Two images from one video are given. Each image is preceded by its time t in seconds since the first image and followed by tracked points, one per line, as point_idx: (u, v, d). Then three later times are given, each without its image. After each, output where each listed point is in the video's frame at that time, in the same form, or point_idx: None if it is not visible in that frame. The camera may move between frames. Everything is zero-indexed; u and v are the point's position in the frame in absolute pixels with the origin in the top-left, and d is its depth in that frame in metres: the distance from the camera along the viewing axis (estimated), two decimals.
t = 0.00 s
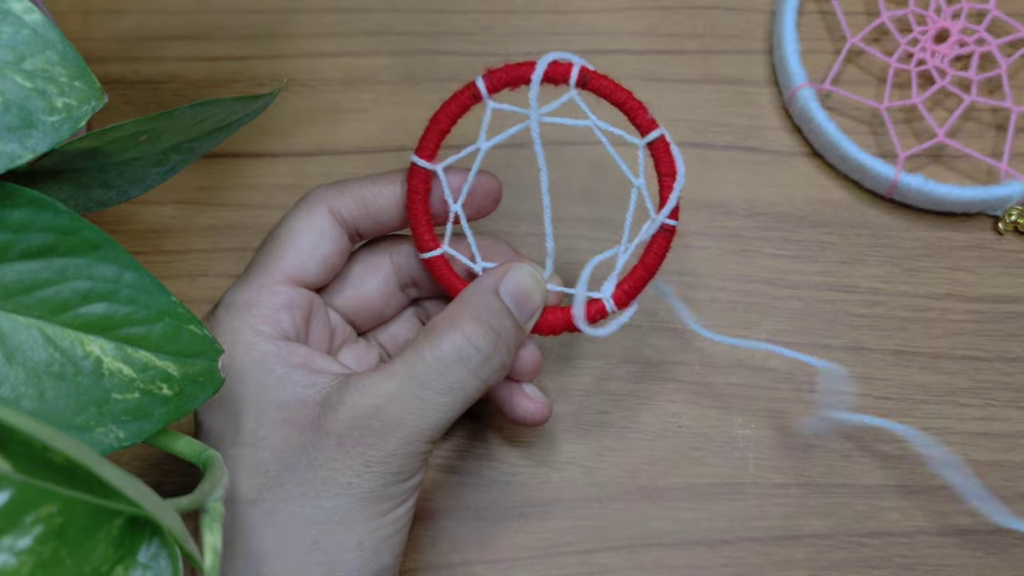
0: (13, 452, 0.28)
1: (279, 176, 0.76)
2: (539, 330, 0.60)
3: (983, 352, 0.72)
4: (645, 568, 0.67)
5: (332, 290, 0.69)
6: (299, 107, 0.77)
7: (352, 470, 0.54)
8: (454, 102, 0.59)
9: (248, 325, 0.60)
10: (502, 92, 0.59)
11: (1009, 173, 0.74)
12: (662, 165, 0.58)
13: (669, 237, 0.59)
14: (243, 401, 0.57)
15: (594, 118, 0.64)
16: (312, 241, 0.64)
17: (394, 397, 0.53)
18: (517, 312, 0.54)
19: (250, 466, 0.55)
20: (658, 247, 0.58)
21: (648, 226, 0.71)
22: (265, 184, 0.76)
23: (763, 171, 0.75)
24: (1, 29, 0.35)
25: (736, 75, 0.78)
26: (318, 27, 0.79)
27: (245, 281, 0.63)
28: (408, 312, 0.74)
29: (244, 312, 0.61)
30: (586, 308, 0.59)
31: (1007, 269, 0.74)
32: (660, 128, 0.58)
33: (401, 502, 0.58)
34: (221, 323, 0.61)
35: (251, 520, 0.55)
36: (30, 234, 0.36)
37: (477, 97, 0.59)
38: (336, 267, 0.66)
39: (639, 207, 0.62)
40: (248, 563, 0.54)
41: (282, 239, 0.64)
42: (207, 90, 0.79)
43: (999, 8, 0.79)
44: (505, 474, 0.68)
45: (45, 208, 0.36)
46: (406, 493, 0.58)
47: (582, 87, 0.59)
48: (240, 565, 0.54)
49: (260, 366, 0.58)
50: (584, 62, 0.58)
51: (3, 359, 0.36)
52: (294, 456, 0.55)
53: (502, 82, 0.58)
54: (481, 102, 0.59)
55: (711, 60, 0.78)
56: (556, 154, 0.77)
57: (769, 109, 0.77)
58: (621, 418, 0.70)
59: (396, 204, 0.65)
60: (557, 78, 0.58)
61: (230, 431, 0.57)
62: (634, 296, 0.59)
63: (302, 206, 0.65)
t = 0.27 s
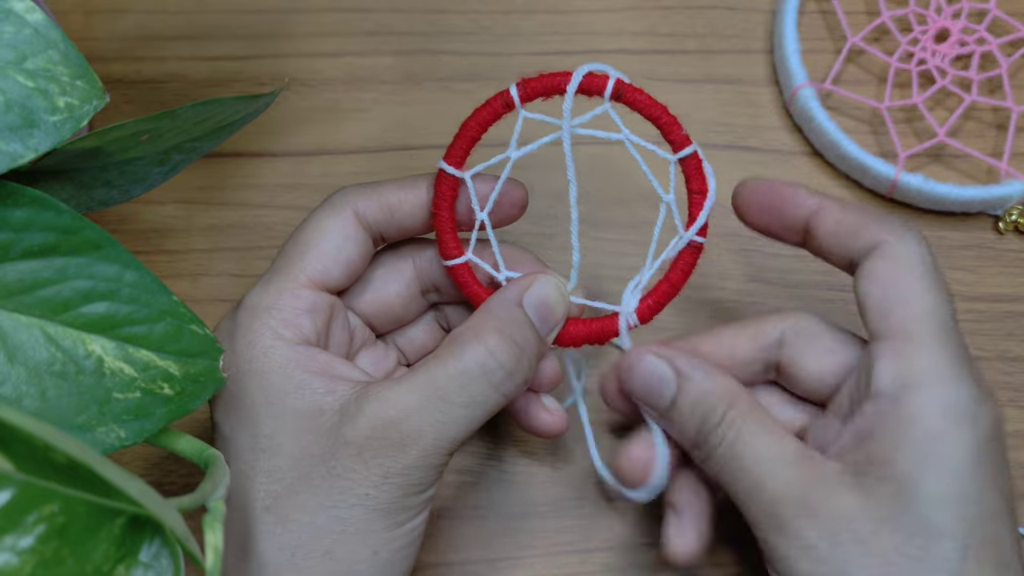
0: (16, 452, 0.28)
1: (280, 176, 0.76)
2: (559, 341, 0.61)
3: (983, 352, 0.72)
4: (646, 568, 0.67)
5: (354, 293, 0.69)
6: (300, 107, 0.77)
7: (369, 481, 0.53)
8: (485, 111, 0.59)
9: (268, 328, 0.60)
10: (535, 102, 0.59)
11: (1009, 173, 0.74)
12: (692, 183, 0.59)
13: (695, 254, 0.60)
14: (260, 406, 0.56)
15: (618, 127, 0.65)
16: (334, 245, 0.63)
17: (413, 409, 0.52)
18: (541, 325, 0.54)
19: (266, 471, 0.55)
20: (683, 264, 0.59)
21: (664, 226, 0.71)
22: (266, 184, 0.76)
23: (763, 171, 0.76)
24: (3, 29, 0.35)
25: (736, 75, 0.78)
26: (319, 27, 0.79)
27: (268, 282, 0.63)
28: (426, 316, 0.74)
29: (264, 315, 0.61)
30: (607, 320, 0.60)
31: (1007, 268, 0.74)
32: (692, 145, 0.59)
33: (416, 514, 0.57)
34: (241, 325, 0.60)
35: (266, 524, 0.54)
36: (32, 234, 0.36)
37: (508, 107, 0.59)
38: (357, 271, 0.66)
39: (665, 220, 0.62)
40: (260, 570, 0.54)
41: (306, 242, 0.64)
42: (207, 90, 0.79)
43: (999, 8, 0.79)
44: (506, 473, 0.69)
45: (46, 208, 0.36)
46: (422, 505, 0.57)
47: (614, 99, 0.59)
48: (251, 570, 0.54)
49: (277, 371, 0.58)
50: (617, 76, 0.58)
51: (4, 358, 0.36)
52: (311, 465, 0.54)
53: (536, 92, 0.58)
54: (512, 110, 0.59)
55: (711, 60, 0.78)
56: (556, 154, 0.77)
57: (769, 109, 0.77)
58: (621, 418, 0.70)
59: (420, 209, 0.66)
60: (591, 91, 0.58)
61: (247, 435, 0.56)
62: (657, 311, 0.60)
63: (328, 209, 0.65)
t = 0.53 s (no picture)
0: (14, 450, 0.28)
1: (280, 176, 0.76)
2: (565, 341, 0.61)
3: (982, 352, 0.72)
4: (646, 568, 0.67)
5: (360, 291, 0.69)
6: (300, 106, 0.77)
7: (377, 480, 0.53)
8: (493, 111, 0.59)
9: (275, 326, 0.59)
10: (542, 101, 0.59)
11: (1009, 173, 0.74)
12: (696, 183, 0.59)
13: (701, 254, 0.59)
14: (268, 403, 0.56)
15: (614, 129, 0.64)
16: (342, 243, 0.63)
17: (421, 408, 0.52)
18: (549, 324, 0.54)
19: (274, 469, 0.55)
20: (691, 264, 0.58)
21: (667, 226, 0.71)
22: (266, 184, 0.76)
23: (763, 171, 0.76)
24: (3, 28, 0.35)
25: (737, 75, 0.78)
26: (319, 27, 0.79)
27: (274, 280, 0.62)
28: (431, 314, 0.74)
29: (271, 313, 0.60)
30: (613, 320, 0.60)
31: (1007, 268, 0.74)
32: (699, 146, 0.59)
33: (423, 512, 0.58)
34: (247, 323, 0.60)
35: (273, 522, 0.54)
36: (32, 234, 0.36)
37: (515, 106, 0.59)
38: (364, 269, 0.65)
39: (670, 220, 0.62)
40: (269, 566, 0.54)
41: (312, 239, 0.63)
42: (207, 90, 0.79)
43: (999, 8, 0.79)
44: (506, 473, 0.69)
45: (45, 208, 0.36)
46: (429, 502, 0.57)
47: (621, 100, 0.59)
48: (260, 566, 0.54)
49: (285, 368, 0.57)
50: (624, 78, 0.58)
51: (4, 358, 0.36)
52: (319, 463, 0.54)
53: (543, 92, 0.58)
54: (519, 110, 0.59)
55: (711, 60, 0.78)
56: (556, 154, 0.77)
57: (769, 109, 0.77)
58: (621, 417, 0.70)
59: (428, 207, 0.65)
60: (597, 91, 0.58)
61: (254, 433, 0.56)
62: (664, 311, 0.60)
63: (334, 206, 0.64)
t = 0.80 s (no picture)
0: (13, 451, 0.28)
1: (280, 176, 0.76)
2: (566, 337, 0.61)
3: (983, 353, 0.72)
4: (645, 568, 0.67)
5: (360, 289, 0.69)
6: (299, 107, 0.77)
7: (379, 476, 0.53)
8: (493, 108, 0.59)
9: (277, 324, 0.59)
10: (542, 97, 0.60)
11: (1009, 173, 0.74)
12: (696, 178, 0.59)
13: (701, 250, 0.60)
14: (270, 401, 0.56)
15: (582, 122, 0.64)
16: (343, 240, 0.63)
17: (422, 403, 0.52)
18: (548, 320, 0.55)
19: (276, 467, 0.54)
20: (689, 261, 0.59)
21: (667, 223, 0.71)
22: (266, 184, 0.76)
23: (764, 171, 0.75)
24: (1, 29, 0.35)
25: (737, 75, 0.78)
26: (319, 27, 0.79)
27: (275, 278, 0.62)
28: (431, 312, 0.74)
29: (273, 310, 0.60)
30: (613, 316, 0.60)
31: (1007, 269, 0.73)
32: (698, 142, 0.60)
33: (425, 510, 0.57)
34: (249, 321, 0.60)
35: (275, 520, 0.54)
36: (30, 234, 0.36)
37: (515, 103, 0.59)
38: (365, 267, 0.65)
39: (669, 217, 0.63)
40: (270, 566, 0.53)
41: (312, 237, 0.63)
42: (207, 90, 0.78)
43: (1000, 8, 0.79)
44: (506, 474, 0.68)
45: (44, 208, 0.36)
46: (432, 499, 0.57)
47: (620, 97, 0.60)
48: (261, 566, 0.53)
49: (286, 366, 0.57)
50: (623, 74, 0.59)
51: (3, 359, 0.36)
52: (320, 460, 0.54)
53: (543, 88, 0.58)
54: (519, 107, 0.60)
55: (711, 60, 0.78)
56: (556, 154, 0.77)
57: (769, 109, 0.77)
58: (621, 418, 0.70)
59: (428, 204, 0.65)
60: (596, 87, 0.58)
61: (256, 431, 0.56)
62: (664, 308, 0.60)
63: (334, 204, 0.64)
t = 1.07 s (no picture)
0: (15, 450, 0.28)
1: (280, 176, 0.76)
2: (581, 351, 0.61)
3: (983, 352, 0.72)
4: (646, 568, 0.67)
5: (376, 295, 0.69)
6: (300, 107, 0.78)
7: (387, 480, 0.53)
8: (518, 121, 0.59)
9: (291, 325, 0.59)
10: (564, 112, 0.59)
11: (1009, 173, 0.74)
12: (720, 200, 0.60)
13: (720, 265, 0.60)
14: (281, 400, 0.56)
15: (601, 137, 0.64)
16: (361, 246, 0.63)
17: (435, 409, 0.52)
18: (563, 333, 0.54)
19: (284, 466, 0.54)
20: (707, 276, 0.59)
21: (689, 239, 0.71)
22: (266, 184, 0.76)
23: (764, 171, 0.76)
24: (3, 29, 0.35)
25: (737, 75, 0.78)
26: (319, 27, 0.79)
27: (292, 279, 0.62)
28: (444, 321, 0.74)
29: (288, 312, 0.60)
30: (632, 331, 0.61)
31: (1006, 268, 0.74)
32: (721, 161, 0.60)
33: (431, 517, 0.57)
34: (264, 321, 0.60)
35: (281, 519, 0.53)
36: (32, 234, 0.36)
37: (539, 117, 0.59)
38: (382, 274, 0.65)
39: (690, 235, 0.63)
40: (274, 565, 0.53)
41: (331, 241, 0.63)
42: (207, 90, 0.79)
43: (999, 8, 0.80)
44: (506, 473, 0.69)
45: (46, 208, 0.36)
46: (438, 506, 0.57)
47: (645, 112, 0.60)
48: (265, 564, 0.53)
49: (299, 367, 0.57)
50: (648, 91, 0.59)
51: (4, 358, 0.36)
52: (330, 462, 0.54)
53: (566, 103, 0.58)
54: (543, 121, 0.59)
55: (711, 60, 0.78)
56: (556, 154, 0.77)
57: (769, 109, 0.77)
58: (621, 417, 0.70)
59: (448, 215, 0.65)
60: (622, 103, 0.58)
61: (267, 429, 0.55)
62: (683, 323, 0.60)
63: (355, 208, 0.64)
